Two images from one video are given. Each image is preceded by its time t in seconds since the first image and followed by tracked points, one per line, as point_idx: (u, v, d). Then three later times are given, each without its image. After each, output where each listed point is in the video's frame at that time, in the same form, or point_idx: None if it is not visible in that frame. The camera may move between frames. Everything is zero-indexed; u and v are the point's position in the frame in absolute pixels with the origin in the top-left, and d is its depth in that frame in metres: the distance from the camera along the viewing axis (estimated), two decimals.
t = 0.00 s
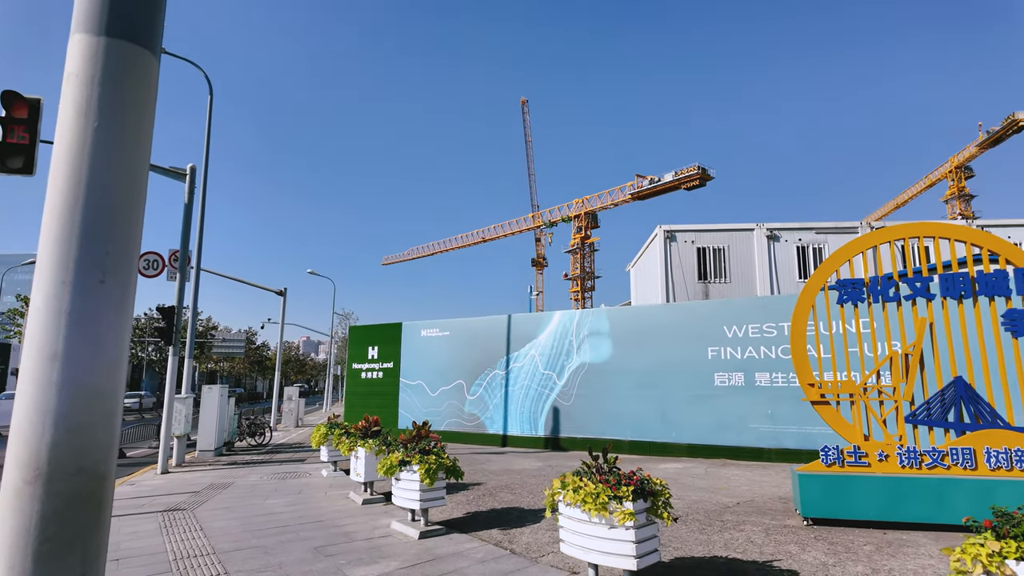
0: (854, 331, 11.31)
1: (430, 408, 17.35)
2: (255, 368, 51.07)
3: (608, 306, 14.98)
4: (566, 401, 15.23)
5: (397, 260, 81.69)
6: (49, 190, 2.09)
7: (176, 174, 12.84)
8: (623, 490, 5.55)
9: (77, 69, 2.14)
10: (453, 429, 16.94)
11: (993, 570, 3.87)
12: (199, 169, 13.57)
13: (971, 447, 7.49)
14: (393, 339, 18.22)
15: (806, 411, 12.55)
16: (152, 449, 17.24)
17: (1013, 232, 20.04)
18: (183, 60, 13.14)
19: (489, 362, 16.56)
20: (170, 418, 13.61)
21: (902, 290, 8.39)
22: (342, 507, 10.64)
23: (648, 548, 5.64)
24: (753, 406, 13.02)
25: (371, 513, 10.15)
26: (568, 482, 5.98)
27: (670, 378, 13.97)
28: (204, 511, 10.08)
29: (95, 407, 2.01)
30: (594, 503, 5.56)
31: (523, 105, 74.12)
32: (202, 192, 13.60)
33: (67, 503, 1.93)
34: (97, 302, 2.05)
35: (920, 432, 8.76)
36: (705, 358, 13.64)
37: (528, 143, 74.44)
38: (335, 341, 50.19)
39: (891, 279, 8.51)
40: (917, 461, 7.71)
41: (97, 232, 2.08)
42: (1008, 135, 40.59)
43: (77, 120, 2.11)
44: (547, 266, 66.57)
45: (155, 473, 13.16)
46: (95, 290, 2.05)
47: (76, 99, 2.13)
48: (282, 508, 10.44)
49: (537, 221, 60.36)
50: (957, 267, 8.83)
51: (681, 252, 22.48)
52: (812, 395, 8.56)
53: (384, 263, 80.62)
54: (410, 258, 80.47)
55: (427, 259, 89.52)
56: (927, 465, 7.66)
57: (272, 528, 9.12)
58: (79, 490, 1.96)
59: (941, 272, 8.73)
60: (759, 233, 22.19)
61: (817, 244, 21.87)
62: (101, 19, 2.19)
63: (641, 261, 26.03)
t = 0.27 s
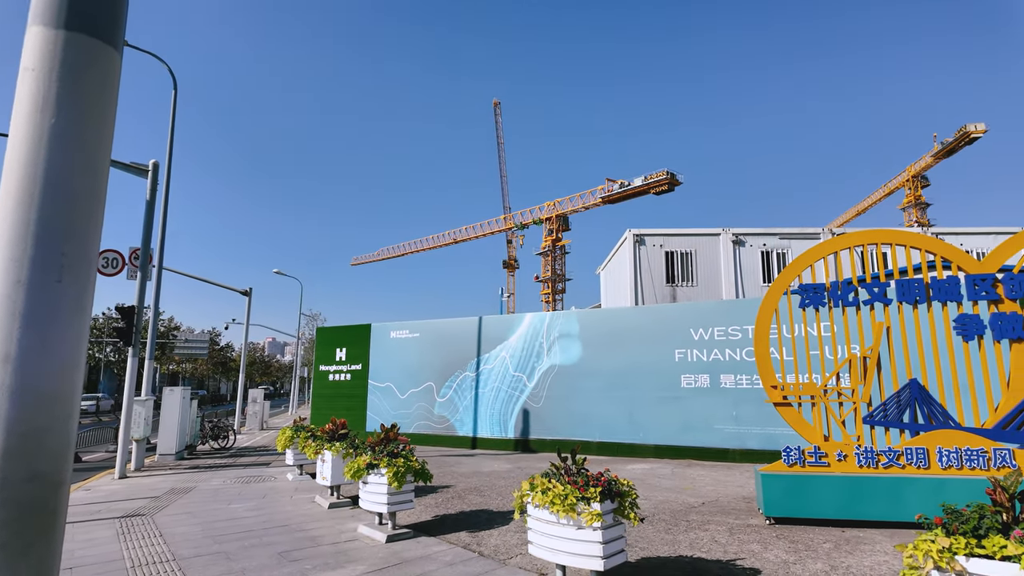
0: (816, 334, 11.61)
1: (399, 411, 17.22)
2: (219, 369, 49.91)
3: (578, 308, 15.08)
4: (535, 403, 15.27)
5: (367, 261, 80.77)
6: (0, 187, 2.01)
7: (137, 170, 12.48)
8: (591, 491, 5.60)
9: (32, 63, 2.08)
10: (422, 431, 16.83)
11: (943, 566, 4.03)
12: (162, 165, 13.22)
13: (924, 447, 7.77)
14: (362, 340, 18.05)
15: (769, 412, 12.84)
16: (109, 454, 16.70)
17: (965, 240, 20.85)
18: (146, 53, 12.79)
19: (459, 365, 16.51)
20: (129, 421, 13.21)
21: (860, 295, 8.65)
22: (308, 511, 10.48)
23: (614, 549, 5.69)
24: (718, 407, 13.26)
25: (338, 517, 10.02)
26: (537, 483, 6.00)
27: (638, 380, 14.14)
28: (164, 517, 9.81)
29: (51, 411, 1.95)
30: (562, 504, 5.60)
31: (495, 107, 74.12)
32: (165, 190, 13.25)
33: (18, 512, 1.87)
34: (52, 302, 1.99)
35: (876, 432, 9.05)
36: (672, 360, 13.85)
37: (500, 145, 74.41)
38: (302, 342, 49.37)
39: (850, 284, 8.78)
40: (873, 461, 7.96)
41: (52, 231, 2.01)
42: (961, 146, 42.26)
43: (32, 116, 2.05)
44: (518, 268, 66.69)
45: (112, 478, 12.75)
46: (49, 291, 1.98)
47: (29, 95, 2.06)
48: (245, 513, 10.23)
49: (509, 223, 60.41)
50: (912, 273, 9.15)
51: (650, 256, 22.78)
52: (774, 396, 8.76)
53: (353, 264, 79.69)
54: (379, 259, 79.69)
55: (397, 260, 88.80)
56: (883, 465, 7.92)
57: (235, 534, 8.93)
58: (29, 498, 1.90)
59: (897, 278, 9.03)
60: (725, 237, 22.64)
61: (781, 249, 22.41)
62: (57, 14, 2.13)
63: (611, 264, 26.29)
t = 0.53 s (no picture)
0: (782, 337, 11.86)
1: (369, 413, 17.07)
2: (185, 371, 48.74)
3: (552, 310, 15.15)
4: (508, 405, 15.28)
5: (339, 261, 79.78)
6: None
7: (101, 165, 12.13)
8: (562, 492, 5.63)
9: None
10: (394, 433, 16.70)
11: (900, 562, 4.16)
12: (127, 161, 12.88)
13: (884, 447, 8.00)
14: (333, 342, 17.84)
15: (736, 414, 13.08)
16: (68, 458, 16.16)
17: (924, 246, 21.57)
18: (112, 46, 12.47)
19: (432, 366, 16.43)
20: (89, 424, 12.82)
21: (825, 299, 8.86)
22: (276, 515, 10.31)
23: (585, 549, 5.73)
24: (688, 408, 13.46)
25: (307, 521, 9.88)
26: (508, 485, 6.00)
27: (610, 381, 14.26)
28: (125, 522, 9.53)
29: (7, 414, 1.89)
30: (533, 506, 5.61)
31: (470, 108, 73.97)
32: (130, 186, 12.91)
33: None
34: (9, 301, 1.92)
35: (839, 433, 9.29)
36: (643, 362, 14.01)
37: (475, 147, 74.32)
38: (271, 343, 48.51)
39: (815, 288, 8.99)
40: (837, 461, 8.16)
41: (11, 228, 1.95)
42: (921, 155, 43.70)
43: None
44: (492, 270, 66.70)
45: (71, 483, 12.34)
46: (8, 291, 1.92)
47: None
48: (210, 517, 10.01)
49: (483, 225, 60.34)
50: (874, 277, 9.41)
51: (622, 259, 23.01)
52: (742, 398, 8.91)
53: (325, 264, 78.68)
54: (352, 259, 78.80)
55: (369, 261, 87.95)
56: (846, 464, 8.12)
57: (200, 539, 8.73)
58: None
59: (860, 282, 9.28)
60: (695, 241, 23.00)
61: (749, 253, 22.86)
62: (18, 6, 2.07)
63: (584, 267, 26.48)
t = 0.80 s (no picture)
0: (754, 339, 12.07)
1: (343, 415, 16.90)
2: (154, 372, 47.66)
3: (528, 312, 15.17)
4: (484, 406, 15.27)
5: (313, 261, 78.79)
6: None
7: (67, 161, 11.81)
8: (537, 494, 5.64)
9: None
10: (368, 436, 16.55)
11: (865, 559, 4.27)
12: (94, 156, 12.55)
13: (851, 448, 8.18)
14: (306, 343, 17.62)
15: (709, 415, 13.27)
16: (28, 462, 15.65)
17: (890, 252, 22.15)
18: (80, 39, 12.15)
19: (408, 368, 16.32)
20: (52, 427, 12.45)
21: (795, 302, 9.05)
22: (246, 519, 10.14)
23: (559, 550, 5.75)
24: (661, 409, 13.60)
25: (278, 524, 9.74)
26: (483, 487, 5.99)
27: (585, 383, 14.34)
28: (89, 527, 9.27)
29: None
30: (508, 508, 5.61)
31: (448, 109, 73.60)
32: (97, 182, 12.59)
33: None
34: None
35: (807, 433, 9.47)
36: (618, 364, 14.12)
37: (452, 148, 74.11)
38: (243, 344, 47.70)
39: (786, 292, 9.16)
40: (805, 461, 8.31)
41: None
42: (888, 163, 44.89)
43: None
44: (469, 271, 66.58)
45: (32, 488, 11.97)
46: None
47: None
48: (178, 522, 9.79)
49: (460, 226, 60.20)
50: (842, 282, 9.63)
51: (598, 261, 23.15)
52: (714, 399, 9.03)
53: (299, 264, 77.65)
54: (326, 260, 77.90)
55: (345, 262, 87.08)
56: (814, 465, 8.27)
57: (168, 544, 8.54)
58: None
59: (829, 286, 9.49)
60: (670, 245, 23.28)
61: (722, 257, 23.19)
62: None
63: (560, 269, 26.59)
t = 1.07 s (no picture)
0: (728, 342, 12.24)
1: (318, 418, 16.71)
2: (123, 374, 46.58)
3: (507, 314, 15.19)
4: (461, 408, 15.23)
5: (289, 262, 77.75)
6: None
7: (33, 157, 11.50)
8: (512, 496, 5.64)
9: None
10: (344, 438, 16.38)
11: (833, 558, 4.36)
12: (62, 153, 12.24)
13: (821, 448, 8.34)
14: (281, 345, 17.40)
15: (684, 416, 13.41)
16: None
17: (860, 257, 22.64)
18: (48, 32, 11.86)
19: (385, 370, 16.21)
20: (16, 430, 12.09)
21: (767, 305, 9.21)
22: (218, 523, 9.96)
23: (534, 552, 5.75)
24: (638, 411, 13.71)
25: (251, 529, 9.58)
26: (458, 490, 5.96)
27: (563, 385, 14.39)
28: (54, 533, 9.02)
29: None
30: (483, 510, 5.60)
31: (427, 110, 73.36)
32: (65, 179, 12.29)
33: None
34: None
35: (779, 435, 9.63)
36: (595, 365, 14.20)
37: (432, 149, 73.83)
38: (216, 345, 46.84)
39: (759, 295, 9.32)
40: (777, 461, 8.44)
41: None
42: (859, 170, 45.91)
43: None
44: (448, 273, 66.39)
45: None
46: None
47: None
48: (146, 527, 9.58)
49: (439, 227, 59.98)
50: (814, 286, 9.83)
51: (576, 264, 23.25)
52: (689, 401, 9.14)
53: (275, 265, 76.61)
54: (303, 260, 76.93)
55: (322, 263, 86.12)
56: (786, 465, 8.41)
57: (136, 550, 8.35)
58: None
59: (801, 290, 9.68)
60: (647, 248, 23.49)
61: (698, 261, 23.49)
62: None
63: (539, 271, 26.66)
